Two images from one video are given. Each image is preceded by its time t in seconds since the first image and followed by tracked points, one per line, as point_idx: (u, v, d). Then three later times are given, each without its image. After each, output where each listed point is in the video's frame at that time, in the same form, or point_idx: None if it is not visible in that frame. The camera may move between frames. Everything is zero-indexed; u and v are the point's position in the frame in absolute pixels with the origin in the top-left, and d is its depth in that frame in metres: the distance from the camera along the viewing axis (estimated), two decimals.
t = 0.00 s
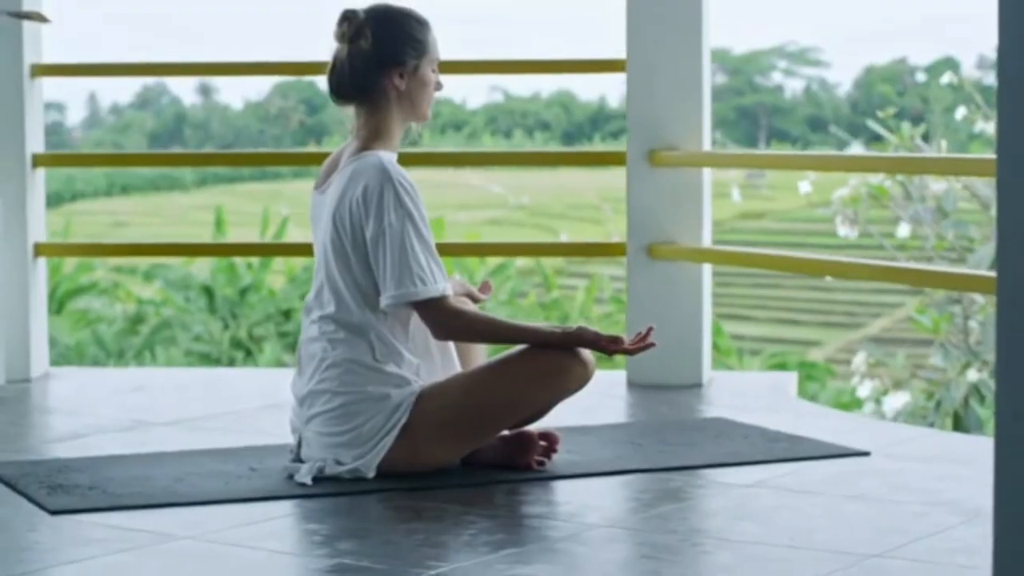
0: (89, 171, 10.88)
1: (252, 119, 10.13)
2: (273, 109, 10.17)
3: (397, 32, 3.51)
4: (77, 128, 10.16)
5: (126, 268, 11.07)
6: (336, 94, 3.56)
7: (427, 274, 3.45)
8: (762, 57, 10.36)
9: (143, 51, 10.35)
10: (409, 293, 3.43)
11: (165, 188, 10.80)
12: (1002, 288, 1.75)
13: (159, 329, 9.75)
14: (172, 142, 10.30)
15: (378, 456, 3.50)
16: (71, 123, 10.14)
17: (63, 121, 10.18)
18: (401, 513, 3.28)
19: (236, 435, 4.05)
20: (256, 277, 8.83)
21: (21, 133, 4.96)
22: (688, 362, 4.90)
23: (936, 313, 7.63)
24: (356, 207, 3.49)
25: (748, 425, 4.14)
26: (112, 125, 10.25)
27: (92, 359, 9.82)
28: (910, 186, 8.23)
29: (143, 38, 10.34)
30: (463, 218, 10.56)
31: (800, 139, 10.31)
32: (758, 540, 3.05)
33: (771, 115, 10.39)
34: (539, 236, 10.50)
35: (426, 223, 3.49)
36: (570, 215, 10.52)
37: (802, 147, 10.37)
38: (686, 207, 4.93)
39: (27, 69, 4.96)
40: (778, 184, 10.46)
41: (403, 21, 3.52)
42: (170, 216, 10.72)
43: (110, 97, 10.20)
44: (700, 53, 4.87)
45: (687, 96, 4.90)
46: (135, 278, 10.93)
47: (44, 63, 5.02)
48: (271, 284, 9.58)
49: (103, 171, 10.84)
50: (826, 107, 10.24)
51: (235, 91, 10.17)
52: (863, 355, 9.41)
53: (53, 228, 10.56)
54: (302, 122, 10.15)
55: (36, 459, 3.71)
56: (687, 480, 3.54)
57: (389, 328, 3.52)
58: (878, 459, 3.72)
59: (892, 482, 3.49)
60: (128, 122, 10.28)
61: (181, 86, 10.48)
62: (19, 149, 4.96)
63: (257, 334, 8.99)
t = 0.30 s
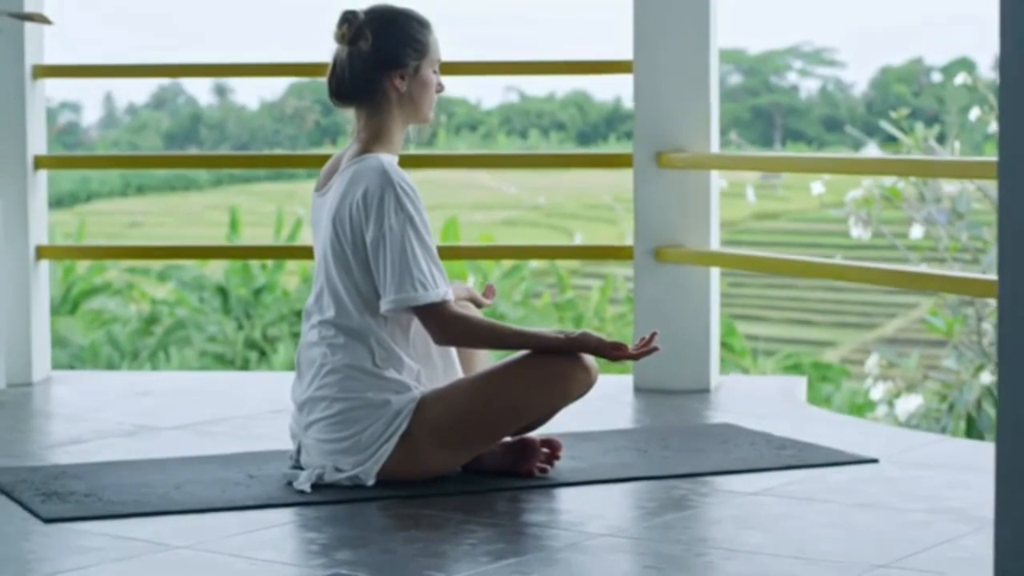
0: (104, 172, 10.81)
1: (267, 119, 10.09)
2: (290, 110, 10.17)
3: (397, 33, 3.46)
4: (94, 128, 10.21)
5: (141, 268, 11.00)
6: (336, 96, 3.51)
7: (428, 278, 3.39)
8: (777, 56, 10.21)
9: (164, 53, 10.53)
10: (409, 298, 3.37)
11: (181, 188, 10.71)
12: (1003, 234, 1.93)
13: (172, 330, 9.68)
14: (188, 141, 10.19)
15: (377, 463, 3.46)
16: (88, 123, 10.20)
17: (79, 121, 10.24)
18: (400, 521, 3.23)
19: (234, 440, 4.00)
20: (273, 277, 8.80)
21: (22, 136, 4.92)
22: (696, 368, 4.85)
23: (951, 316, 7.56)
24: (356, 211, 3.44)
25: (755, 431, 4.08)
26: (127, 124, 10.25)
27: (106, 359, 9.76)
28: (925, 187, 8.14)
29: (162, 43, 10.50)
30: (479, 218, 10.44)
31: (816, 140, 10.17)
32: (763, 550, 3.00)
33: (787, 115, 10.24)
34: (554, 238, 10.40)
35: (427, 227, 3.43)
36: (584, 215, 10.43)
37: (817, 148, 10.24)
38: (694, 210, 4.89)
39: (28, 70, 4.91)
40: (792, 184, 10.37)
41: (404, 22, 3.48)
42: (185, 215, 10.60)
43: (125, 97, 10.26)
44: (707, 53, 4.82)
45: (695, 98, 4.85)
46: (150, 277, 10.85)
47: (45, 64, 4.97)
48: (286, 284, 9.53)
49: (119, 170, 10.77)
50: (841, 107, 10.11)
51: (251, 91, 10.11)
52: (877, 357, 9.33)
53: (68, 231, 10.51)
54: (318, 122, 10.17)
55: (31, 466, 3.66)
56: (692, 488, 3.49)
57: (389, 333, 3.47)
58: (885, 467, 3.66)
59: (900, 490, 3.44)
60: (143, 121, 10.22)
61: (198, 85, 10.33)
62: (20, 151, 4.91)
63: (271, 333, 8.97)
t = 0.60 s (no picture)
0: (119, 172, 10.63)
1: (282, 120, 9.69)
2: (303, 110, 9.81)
3: (398, 33, 3.42)
4: (109, 128, 9.94)
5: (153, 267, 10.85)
6: (335, 98, 3.47)
7: (429, 281, 3.34)
8: (791, 56, 10.00)
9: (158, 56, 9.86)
10: (410, 301, 3.32)
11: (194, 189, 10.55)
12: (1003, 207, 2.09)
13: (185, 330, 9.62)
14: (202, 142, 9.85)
15: (377, 468, 3.41)
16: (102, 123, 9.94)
17: (94, 121, 9.97)
18: (400, 528, 3.19)
19: (233, 445, 3.96)
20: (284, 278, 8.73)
21: (23, 136, 4.88)
22: (701, 371, 4.81)
23: (962, 318, 7.57)
24: (356, 213, 3.39)
25: (761, 436, 4.04)
26: (141, 124, 9.91)
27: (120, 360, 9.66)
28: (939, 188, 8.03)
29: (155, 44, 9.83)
30: (493, 218, 10.36)
31: (830, 140, 10.02)
32: (766, 558, 2.95)
33: (801, 115, 10.07)
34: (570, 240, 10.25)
35: (427, 229, 3.38)
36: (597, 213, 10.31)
37: (832, 148, 10.05)
38: (701, 213, 4.84)
39: (31, 71, 4.89)
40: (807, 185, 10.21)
41: (404, 22, 3.43)
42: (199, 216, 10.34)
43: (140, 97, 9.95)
44: (715, 53, 4.78)
45: (702, 99, 4.81)
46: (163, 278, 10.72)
47: (47, 65, 4.94)
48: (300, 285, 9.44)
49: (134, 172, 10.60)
50: (856, 107, 9.91)
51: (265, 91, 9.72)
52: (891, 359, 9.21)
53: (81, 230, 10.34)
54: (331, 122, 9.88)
55: (27, 471, 3.63)
56: (697, 494, 3.44)
57: (389, 337, 3.43)
58: (892, 472, 3.62)
59: (907, 496, 3.39)
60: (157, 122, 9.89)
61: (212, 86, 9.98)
62: (21, 153, 4.88)
63: (285, 335, 8.89)
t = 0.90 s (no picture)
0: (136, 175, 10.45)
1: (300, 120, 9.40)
2: (318, 111, 9.48)
3: (399, 33, 3.37)
4: (126, 129, 9.64)
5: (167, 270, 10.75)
6: (335, 100, 3.42)
7: (430, 286, 3.28)
8: (809, 58, 9.87)
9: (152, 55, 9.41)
10: (410, 306, 3.26)
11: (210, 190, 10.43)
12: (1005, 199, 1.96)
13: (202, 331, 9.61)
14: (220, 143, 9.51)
15: (378, 476, 3.36)
16: (119, 124, 9.63)
17: (110, 122, 9.67)
18: (400, 537, 3.14)
19: (235, 451, 3.92)
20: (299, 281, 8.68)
21: (25, 137, 4.84)
22: (710, 375, 4.76)
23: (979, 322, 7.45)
24: (356, 216, 3.34)
25: (770, 442, 3.98)
26: (157, 126, 9.59)
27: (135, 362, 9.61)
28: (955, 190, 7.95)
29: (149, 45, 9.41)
30: (509, 220, 10.28)
31: (848, 142, 9.89)
32: (771, 568, 2.90)
33: (818, 116, 9.92)
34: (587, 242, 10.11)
35: (429, 233, 3.33)
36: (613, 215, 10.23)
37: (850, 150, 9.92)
38: (710, 215, 4.79)
39: (33, 72, 4.85)
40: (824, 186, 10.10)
41: (405, 23, 3.39)
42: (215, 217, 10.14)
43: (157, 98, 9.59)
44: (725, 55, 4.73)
45: (711, 100, 4.75)
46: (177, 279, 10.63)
47: (50, 67, 4.90)
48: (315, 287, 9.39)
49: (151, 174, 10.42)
50: (873, 109, 9.79)
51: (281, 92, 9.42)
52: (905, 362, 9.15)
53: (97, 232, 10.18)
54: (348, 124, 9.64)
55: (26, 477, 3.59)
56: (703, 502, 3.39)
57: (390, 342, 3.37)
58: (901, 480, 3.56)
59: (916, 505, 3.34)
60: (174, 124, 9.58)
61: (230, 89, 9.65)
62: (23, 154, 4.83)
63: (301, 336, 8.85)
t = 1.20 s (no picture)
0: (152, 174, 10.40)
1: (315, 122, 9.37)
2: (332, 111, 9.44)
3: (399, 35, 3.33)
4: (141, 130, 9.61)
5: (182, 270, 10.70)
6: (336, 103, 3.38)
7: (431, 291, 3.24)
8: (823, 58, 9.80)
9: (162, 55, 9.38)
10: (411, 311, 3.22)
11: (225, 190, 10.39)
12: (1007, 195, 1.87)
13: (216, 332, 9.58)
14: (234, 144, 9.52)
15: (377, 483, 3.32)
16: (134, 125, 9.59)
17: (125, 123, 9.65)
18: (399, 546, 3.10)
19: (235, 457, 3.88)
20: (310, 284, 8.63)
21: (26, 139, 4.81)
22: (718, 380, 4.71)
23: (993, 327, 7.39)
24: (356, 220, 3.29)
25: (775, 449, 3.94)
26: (172, 126, 9.55)
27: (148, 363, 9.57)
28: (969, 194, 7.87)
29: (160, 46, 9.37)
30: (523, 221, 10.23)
31: (863, 143, 9.83)
32: None
33: (833, 117, 9.83)
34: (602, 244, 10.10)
35: (430, 238, 3.28)
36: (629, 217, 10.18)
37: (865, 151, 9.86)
38: (718, 218, 4.74)
39: (35, 74, 4.82)
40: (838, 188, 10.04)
41: (406, 24, 3.35)
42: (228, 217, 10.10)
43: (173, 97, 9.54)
44: (732, 56, 4.68)
45: (718, 102, 4.71)
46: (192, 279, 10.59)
47: (52, 69, 4.87)
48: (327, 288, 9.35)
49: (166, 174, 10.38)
50: (888, 110, 9.75)
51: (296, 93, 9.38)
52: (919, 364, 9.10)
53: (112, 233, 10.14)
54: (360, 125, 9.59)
55: (22, 484, 3.55)
56: (707, 510, 3.35)
57: (391, 347, 3.33)
58: (908, 488, 3.52)
59: (923, 514, 3.29)
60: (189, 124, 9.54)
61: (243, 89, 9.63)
62: (25, 157, 4.80)
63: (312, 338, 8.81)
